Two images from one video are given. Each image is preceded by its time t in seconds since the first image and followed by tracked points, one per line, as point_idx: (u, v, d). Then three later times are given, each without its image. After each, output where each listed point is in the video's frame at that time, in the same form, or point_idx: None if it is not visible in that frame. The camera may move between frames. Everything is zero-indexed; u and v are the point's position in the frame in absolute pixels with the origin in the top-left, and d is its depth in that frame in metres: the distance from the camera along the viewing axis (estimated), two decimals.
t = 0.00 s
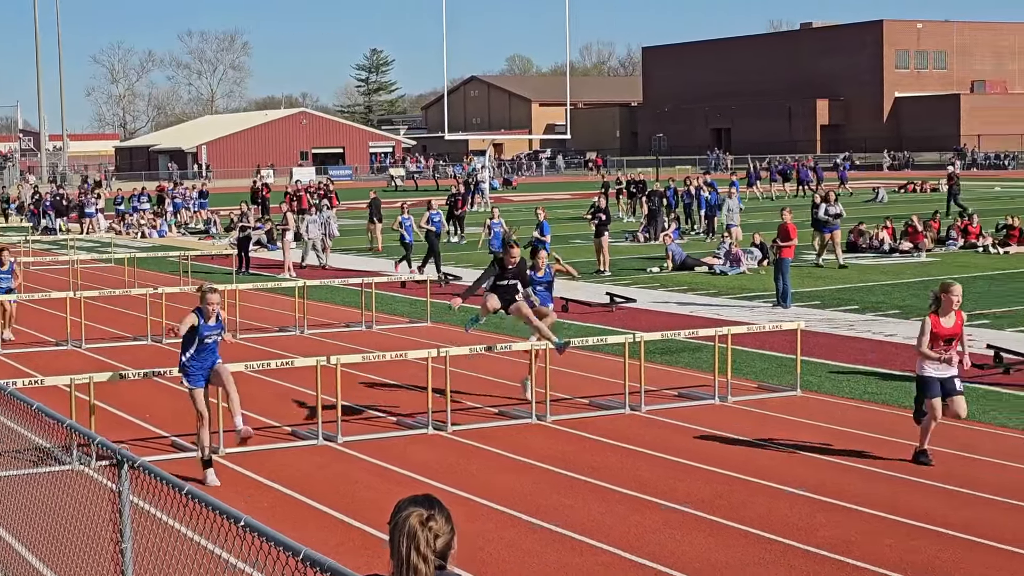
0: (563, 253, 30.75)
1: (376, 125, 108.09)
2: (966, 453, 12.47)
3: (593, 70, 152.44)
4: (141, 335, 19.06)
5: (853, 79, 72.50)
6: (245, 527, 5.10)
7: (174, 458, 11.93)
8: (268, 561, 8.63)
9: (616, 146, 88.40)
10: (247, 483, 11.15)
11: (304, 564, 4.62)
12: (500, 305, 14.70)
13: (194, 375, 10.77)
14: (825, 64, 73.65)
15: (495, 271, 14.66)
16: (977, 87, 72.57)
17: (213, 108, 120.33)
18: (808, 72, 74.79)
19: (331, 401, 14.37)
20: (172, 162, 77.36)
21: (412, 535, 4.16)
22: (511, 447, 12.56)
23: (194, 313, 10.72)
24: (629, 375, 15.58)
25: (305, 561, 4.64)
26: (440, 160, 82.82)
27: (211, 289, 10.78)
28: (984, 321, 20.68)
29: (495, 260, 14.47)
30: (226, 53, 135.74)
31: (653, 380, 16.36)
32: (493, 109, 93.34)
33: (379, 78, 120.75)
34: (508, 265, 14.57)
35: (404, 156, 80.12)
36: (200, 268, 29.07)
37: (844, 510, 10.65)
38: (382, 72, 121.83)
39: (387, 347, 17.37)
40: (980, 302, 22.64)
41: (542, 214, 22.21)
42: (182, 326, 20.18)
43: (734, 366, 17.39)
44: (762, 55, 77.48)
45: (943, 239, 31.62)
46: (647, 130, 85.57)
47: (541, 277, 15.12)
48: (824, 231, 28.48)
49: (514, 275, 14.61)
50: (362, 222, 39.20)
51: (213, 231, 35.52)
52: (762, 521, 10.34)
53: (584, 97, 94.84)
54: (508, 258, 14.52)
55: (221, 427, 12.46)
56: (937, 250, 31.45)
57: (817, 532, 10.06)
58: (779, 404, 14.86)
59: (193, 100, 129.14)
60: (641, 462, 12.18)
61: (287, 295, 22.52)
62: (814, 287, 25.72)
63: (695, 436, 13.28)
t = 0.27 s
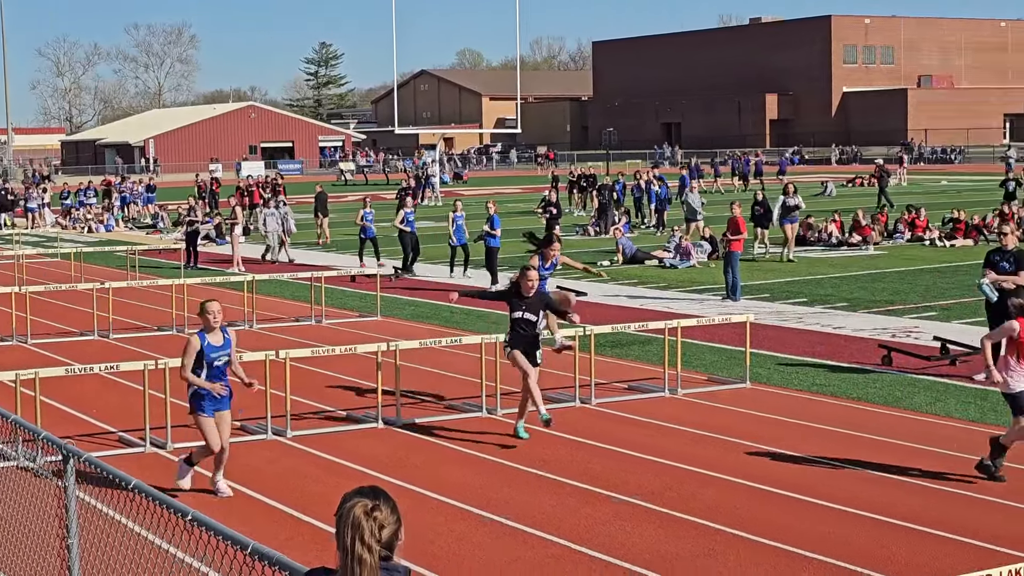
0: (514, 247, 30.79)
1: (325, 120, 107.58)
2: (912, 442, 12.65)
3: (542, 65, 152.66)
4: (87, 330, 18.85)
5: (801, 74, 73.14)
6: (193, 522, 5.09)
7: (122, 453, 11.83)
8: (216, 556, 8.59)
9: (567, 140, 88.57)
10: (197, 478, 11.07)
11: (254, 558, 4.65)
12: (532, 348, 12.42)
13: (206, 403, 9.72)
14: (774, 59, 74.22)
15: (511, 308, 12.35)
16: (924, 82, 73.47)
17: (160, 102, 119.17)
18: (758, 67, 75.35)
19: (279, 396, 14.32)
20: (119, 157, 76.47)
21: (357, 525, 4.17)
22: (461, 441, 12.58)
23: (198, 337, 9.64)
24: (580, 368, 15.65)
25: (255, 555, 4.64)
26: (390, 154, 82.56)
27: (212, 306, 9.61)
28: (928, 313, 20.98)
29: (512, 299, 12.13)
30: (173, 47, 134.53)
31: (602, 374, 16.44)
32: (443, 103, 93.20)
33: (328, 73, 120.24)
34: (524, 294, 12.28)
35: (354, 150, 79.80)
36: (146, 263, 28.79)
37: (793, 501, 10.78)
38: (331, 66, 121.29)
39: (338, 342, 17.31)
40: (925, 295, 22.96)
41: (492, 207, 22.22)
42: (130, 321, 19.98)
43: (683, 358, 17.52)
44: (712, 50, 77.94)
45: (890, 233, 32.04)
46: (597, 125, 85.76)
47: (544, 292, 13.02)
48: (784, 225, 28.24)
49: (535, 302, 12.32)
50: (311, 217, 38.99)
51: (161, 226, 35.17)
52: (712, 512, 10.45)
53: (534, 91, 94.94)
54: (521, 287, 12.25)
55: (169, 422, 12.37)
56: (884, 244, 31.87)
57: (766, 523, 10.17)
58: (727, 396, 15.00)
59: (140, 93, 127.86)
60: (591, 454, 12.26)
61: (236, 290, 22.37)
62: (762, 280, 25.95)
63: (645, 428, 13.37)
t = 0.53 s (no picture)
0: (444, 234, 30.82)
1: (254, 107, 106.69)
2: (834, 423, 12.89)
3: (473, 53, 152.59)
4: (9, 321, 18.57)
5: (731, 61, 73.80)
6: (112, 508, 5.12)
7: (46, 444, 11.71)
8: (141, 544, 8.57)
9: (497, 127, 88.65)
10: (123, 468, 11.00)
11: (176, 546, 4.67)
12: (534, 349, 10.80)
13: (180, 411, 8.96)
14: (704, 46, 74.81)
15: (521, 301, 10.69)
16: (851, 70, 74.44)
17: (84, 88, 117.37)
18: (688, 54, 75.88)
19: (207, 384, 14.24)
20: (42, 144, 75.18)
21: (273, 511, 4.20)
22: (392, 428, 12.62)
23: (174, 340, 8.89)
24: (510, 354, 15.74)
25: (176, 542, 4.70)
26: (320, 141, 82.05)
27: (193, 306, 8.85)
28: (853, 298, 21.35)
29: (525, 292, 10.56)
30: (97, 32, 132.48)
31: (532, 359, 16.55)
32: (373, 89, 92.80)
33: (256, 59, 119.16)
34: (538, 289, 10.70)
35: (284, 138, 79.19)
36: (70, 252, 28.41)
37: (717, 483, 10.96)
38: (260, 53, 120.24)
39: (266, 330, 17.22)
40: (849, 280, 23.35)
41: (421, 195, 22.25)
42: (54, 310, 19.71)
43: (612, 344, 17.68)
44: (642, 37, 78.36)
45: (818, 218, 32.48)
46: (528, 112, 85.89)
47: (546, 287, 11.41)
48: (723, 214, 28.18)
49: (548, 299, 10.73)
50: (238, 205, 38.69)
51: (85, 214, 34.71)
52: (639, 495, 10.59)
53: (465, 78, 94.86)
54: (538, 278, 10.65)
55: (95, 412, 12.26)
56: (812, 229, 32.35)
57: (691, 504, 10.32)
58: (655, 381, 15.17)
59: (64, 80, 125.78)
60: (520, 439, 12.36)
61: (162, 279, 22.17)
62: (691, 266, 26.23)
63: (574, 413, 13.49)
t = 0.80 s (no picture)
0: (368, 215, 30.65)
1: (173, 88, 105.26)
2: (756, 396, 13.07)
3: (394, 32, 151.84)
4: None
5: (653, 41, 74.25)
6: (36, 496, 5.25)
7: None
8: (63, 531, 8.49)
9: (420, 108, 88.39)
10: (44, 455, 10.84)
11: (98, 532, 4.77)
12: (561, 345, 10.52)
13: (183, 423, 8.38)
14: (625, 25, 75.04)
15: (547, 296, 10.39)
16: (771, 47, 75.27)
17: None
18: (610, 33, 76.09)
19: (129, 369, 14.03)
20: None
21: (190, 491, 4.16)
22: (319, 410, 12.55)
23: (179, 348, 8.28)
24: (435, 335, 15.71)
25: (101, 527, 4.79)
26: (241, 123, 81.13)
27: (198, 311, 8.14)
28: (775, 273, 21.61)
29: (555, 284, 10.20)
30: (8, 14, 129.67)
31: (457, 339, 16.54)
32: (294, 70, 91.96)
33: (174, 40, 117.50)
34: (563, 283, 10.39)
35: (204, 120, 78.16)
36: None
37: (643, 455, 11.05)
38: (177, 34, 118.57)
39: (189, 314, 17.00)
40: (771, 256, 23.63)
41: (343, 175, 22.17)
42: None
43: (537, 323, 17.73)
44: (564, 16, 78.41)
45: (740, 195, 32.84)
46: (451, 91, 85.76)
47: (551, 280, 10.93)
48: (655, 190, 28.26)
49: (572, 293, 10.50)
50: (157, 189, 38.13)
51: None
52: (564, 471, 10.64)
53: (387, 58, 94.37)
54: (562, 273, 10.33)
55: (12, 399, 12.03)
56: (735, 206, 32.67)
57: (616, 478, 10.42)
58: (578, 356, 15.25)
59: None
60: (445, 418, 12.38)
61: (80, 264, 21.79)
62: (616, 244, 26.36)
63: (497, 389, 13.52)
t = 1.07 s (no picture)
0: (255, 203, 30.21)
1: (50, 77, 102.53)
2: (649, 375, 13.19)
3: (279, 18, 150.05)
4: None
5: (540, 25, 74.53)
6: None
7: None
8: None
9: (307, 94, 87.48)
10: None
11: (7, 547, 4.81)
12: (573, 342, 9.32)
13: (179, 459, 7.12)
14: (512, 9, 75.08)
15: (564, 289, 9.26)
16: (658, 30, 76.04)
17: None
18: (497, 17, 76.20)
19: (10, 364, 13.59)
20: None
21: (73, 483, 4.04)
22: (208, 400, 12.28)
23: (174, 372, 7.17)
24: (327, 322, 15.52)
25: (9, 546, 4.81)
26: (123, 111, 79.38)
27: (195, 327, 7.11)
28: (664, 254, 21.83)
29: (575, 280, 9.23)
30: None
31: (349, 327, 16.37)
32: (177, 57, 90.28)
33: (50, 28, 114.54)
34: (580, 275, 9.30)
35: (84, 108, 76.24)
36: None
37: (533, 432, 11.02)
38: (54, 22, 115.60)
39: (72, 306, 16.53)
40: (660, 238, 23.86)
41: (231, 162, 21.88)
42: None
43: (429, 308, 17.64)
44: (451, 0, 78.14)
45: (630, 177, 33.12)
46: (337, 77, 85.10)
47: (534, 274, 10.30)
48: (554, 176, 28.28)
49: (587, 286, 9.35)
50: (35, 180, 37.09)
51: None
52: (452, 449, 10.58)
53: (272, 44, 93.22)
54: (581, 262, 9.22)
55: None
56: (625, 187, 32.93)
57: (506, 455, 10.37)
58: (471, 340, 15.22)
59: None
60: (333, 404, 12.20)
61: None
62: (507, 228, 26.37)
63: (388, 374, 13.41)
